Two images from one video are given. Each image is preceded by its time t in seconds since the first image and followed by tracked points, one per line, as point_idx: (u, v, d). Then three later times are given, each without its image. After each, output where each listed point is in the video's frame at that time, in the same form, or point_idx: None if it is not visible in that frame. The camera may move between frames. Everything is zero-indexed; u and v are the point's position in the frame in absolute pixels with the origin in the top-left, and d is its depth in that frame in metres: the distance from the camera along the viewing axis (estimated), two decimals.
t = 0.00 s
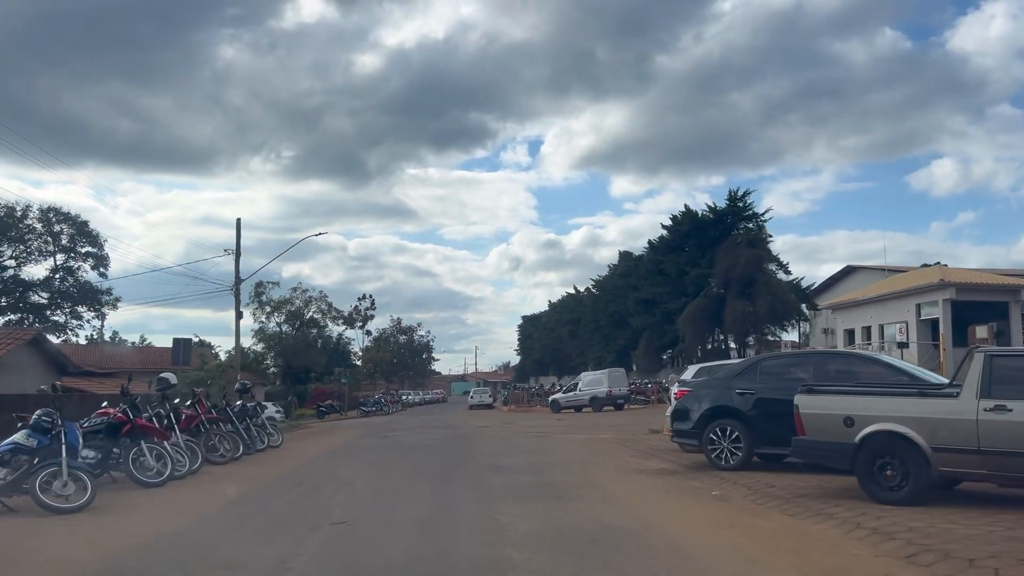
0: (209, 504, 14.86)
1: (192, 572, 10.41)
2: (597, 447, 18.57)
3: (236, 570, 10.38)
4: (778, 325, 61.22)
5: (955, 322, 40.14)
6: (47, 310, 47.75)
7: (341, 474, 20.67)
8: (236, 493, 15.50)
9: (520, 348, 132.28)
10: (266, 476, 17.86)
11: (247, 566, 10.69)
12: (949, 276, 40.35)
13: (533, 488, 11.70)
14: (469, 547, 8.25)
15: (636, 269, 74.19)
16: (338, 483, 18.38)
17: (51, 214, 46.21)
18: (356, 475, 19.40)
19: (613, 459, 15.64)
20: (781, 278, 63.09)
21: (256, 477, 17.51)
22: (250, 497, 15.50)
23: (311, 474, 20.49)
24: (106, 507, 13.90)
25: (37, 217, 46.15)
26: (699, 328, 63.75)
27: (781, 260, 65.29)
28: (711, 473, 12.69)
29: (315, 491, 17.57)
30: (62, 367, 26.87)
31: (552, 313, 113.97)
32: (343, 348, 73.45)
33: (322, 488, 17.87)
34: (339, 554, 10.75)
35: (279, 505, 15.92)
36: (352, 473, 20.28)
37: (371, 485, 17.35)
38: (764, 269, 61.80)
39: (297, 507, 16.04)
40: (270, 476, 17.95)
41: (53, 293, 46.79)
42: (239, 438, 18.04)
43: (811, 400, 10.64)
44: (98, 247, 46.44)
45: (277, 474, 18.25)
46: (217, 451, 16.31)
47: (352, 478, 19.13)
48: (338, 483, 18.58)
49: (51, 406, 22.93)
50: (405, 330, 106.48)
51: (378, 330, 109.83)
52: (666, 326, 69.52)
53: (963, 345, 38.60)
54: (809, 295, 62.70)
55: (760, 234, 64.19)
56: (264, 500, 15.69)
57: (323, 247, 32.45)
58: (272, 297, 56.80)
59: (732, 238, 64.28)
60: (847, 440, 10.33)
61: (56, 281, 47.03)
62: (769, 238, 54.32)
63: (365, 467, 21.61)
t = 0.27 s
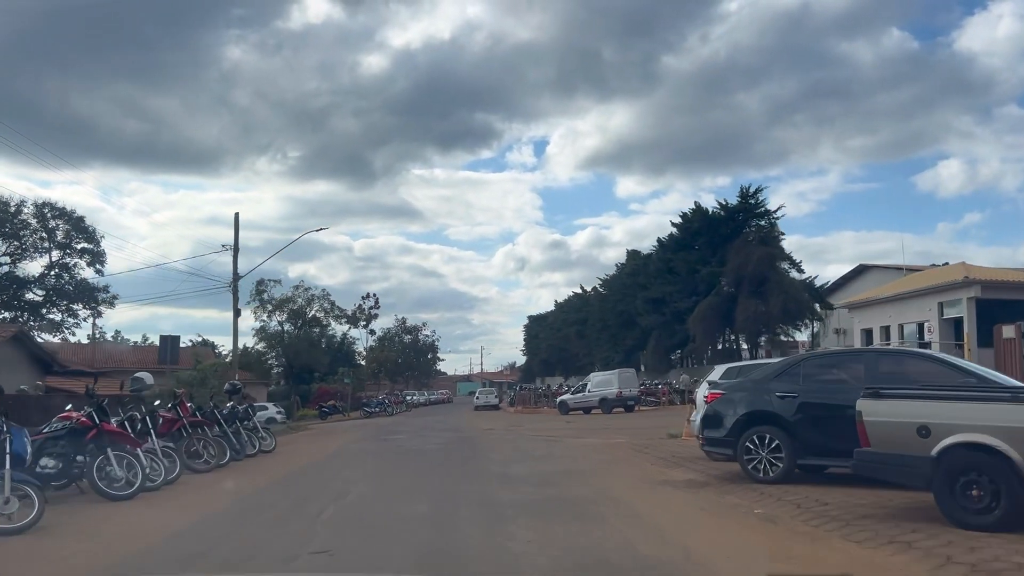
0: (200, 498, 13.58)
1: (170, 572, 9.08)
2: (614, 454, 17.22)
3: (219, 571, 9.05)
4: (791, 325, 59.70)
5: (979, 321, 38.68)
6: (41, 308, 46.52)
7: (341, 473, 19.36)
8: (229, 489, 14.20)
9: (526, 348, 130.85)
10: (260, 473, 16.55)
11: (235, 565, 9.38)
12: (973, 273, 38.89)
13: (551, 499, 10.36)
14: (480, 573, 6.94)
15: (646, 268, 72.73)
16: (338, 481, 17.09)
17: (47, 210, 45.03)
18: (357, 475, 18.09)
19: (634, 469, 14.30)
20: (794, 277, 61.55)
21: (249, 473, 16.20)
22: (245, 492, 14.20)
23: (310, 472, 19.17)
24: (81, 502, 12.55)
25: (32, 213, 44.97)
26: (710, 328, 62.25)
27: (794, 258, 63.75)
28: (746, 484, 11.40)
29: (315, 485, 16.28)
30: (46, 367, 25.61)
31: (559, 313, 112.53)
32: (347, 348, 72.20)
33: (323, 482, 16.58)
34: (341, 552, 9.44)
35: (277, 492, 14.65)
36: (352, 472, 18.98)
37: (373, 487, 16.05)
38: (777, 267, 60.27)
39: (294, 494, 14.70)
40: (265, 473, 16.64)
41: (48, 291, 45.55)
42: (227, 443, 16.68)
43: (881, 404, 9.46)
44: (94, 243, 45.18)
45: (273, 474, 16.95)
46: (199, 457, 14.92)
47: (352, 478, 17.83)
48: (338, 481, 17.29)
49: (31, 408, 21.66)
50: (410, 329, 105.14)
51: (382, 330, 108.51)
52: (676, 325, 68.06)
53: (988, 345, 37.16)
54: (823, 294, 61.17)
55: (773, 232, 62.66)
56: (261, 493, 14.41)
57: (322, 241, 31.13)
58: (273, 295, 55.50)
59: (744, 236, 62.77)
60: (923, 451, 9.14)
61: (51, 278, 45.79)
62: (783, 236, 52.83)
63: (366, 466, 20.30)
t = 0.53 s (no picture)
0: (180, 512, 12.16)
1: None
2: (634, 459, 15.83)
3: None
4: (804, 323, 58.22)
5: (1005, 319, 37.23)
6: (33, 305, 45.17)
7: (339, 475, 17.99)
8: (216, 499, 12.86)
9: (531, 347, 129.43)
10: (254, 480, 15.19)
11: None
12: (999, 270, 37.44)
13: (576, 520, 8.98)
14: None
15: (654, 265, 71.24)
16: (338, 487, 15.78)
17: (40, 204, 43.73)
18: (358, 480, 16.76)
19: (661, 478, 12.93)
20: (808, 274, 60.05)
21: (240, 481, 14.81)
22: (237, 502, 12.88)
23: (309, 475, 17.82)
24: (41, 510, 11.15)
25: (25, 207, 43.64)
26: (721, 327, 60.76)
27: (807, 255, 62.23)
28: (792, 496, 10.09)
29: (312, 492, 14.91)
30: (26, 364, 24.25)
31: (565, 312, 111.09)
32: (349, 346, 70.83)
33: (319, 488, 15.22)
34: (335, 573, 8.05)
35: (271, 501, 13.34)
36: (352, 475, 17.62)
37: (374, 494, 14.70)
38: (791, 264, 58.76)
39: (289, 501, 13.35)
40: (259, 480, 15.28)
41: (40, 287, 44.18)
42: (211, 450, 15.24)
43: (973, 406, 8.07)
44: (88, 238, 43.87)
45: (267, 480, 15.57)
46: (176, 463, 13.49)
47: (352, 483, 16.48)
48: (338, 487, 15.99)
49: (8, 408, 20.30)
50: (414, 328, 103.75)
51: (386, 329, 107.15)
52: (686, 324, 66.60)
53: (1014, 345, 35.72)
54: (837, 292, 59.68)
55: (786, 228, 61.13)
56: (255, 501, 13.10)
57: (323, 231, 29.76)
58: (274, 292, 54.15)
59: (756, 232, 61.24)
60: None
61: (44, 274, 44.41)
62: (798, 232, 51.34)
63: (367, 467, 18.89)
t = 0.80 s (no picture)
0: (167, 516, 10.79)
1: None
2: (656, 467, 14.45)
3: None
4: (818, 322, 56.78)
5: None
6: (26, 303, 43.92)
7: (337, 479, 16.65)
8: (205, 505, 11.51)
9: (536, 347, 128.09)
10: (245, 484, 13.84)
11: None
12: None
13: (621, 548, 7.60)
14: None
15: (663, 263, 69.81)
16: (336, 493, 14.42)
17: (33, 198, 42.49)
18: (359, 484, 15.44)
19: (692, 488, 11.53)
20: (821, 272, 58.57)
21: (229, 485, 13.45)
22: (230, 506, 11.51)
23: (305, 477, 16.48)
24: None
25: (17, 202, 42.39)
26: (732, 325, 59.33)
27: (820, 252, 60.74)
28: (849, 516, 8.71)
29: (310, 496, 13.53)
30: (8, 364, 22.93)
31: (571, 311, 109.73)
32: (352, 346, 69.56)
33: (318, 492, 13.83)
34: None
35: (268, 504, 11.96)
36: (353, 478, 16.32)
37: (377, 500, 13.30)
38: (804, 262, 57.29)
39: (288, 503, 12.00)
40: (251, 484, 13.92)
41: (34, 283, 42.95)
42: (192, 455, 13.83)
43: None
44: (82, 233, 42.64)
45: (261, 483, 14.23)
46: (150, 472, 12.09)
47: (352, 489, 15.07)
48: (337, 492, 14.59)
49: None
50: (418, 327, 102.44)
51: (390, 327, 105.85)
52: (696, 323, 65.14)
53: None
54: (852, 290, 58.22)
55: (799, 225, 59.63)
56: (251, 506, 11.77)
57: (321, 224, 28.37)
58: (273, 289, 52.85)
59: (768, 229, 59.74)
60: None
61: (37, 269, 43.19)
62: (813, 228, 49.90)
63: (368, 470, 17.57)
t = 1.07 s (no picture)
0: (139, 535, 9.37)
1: None
2: (679, 476, 13.01)
3: None
4: (832, 319, 55.26)
5: None
6: (15, 300, 42.52)
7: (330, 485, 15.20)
8: (180, 521, 10.09)
9: (541, 346, 126.64)
10: (226, 495, 12.39)
11: None
12: None
13: None
14: None
15: (672, 260, 68.29)
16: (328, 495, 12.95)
17: (23, 191, 41.16)
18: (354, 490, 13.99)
19: (726, 501, 10.09)
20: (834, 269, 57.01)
21: (207, 496, 12.00)
22: (210, 520, 10.06)
23: (294, 485, 15.03)
24: None
25: (6, 194, 41.02)
26: (744, 323, 57.87)
27: (832, 248, 59.16)
28: (933, 542, 7.32)
29: (299, 498, 12.05)
30: None
31: (576, 310, 108.20)
32: (355, 345, 68.24)
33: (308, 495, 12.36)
34: None
35: (255, 513, 10.53)
36: (347, 483, 14.86)
37: (372, 502, 11.84)
38: (817, 258, 55.74)
39: (277, 513, 10.55)
40: (233, 495, 12.48)
41: (24, 279, 41.67)
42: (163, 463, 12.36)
43: None
44: (73, 228, 41.45)
45: (243, 494, 12.78)
46: (109, 484, 10.63)
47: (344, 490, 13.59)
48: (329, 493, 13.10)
49: None
50: (422, 326, 101.00)
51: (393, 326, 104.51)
52: (705, 322, 63.66)
53: None
54: (865, 287, 56.70)
55: (811, 220, 58.03)
56: (234, 517, 10.34)
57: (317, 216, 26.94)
58: (272, 287, 51.50)
59: (779, 225, 58.16)
60: None
61: (27, 265, 41.86)
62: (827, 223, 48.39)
63: (364, 472, 16.13)
